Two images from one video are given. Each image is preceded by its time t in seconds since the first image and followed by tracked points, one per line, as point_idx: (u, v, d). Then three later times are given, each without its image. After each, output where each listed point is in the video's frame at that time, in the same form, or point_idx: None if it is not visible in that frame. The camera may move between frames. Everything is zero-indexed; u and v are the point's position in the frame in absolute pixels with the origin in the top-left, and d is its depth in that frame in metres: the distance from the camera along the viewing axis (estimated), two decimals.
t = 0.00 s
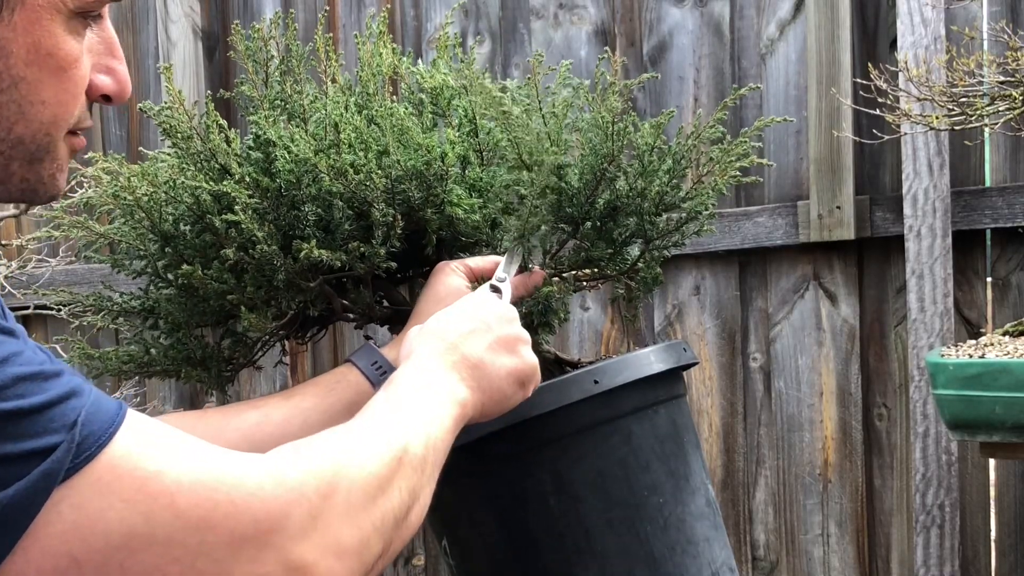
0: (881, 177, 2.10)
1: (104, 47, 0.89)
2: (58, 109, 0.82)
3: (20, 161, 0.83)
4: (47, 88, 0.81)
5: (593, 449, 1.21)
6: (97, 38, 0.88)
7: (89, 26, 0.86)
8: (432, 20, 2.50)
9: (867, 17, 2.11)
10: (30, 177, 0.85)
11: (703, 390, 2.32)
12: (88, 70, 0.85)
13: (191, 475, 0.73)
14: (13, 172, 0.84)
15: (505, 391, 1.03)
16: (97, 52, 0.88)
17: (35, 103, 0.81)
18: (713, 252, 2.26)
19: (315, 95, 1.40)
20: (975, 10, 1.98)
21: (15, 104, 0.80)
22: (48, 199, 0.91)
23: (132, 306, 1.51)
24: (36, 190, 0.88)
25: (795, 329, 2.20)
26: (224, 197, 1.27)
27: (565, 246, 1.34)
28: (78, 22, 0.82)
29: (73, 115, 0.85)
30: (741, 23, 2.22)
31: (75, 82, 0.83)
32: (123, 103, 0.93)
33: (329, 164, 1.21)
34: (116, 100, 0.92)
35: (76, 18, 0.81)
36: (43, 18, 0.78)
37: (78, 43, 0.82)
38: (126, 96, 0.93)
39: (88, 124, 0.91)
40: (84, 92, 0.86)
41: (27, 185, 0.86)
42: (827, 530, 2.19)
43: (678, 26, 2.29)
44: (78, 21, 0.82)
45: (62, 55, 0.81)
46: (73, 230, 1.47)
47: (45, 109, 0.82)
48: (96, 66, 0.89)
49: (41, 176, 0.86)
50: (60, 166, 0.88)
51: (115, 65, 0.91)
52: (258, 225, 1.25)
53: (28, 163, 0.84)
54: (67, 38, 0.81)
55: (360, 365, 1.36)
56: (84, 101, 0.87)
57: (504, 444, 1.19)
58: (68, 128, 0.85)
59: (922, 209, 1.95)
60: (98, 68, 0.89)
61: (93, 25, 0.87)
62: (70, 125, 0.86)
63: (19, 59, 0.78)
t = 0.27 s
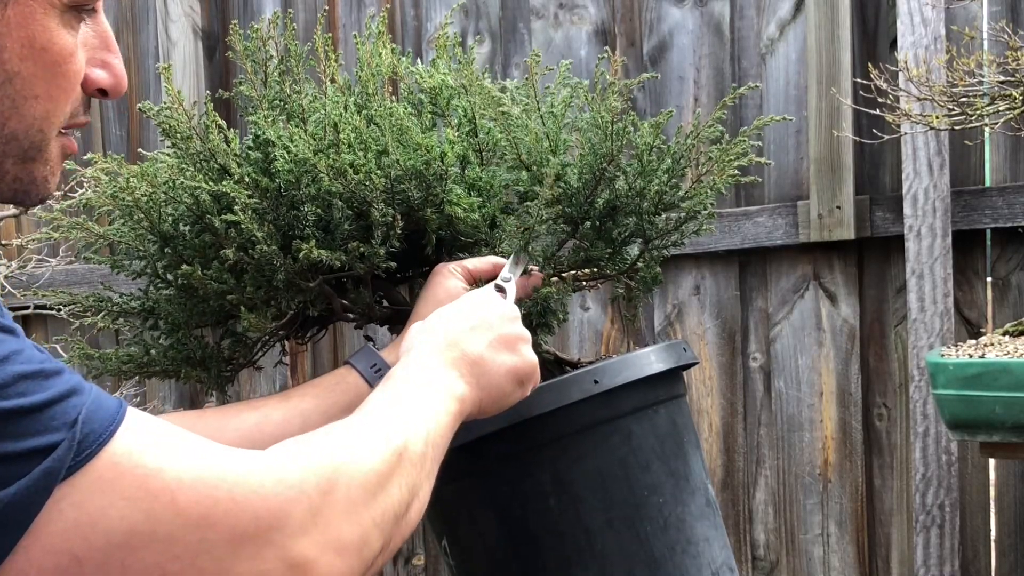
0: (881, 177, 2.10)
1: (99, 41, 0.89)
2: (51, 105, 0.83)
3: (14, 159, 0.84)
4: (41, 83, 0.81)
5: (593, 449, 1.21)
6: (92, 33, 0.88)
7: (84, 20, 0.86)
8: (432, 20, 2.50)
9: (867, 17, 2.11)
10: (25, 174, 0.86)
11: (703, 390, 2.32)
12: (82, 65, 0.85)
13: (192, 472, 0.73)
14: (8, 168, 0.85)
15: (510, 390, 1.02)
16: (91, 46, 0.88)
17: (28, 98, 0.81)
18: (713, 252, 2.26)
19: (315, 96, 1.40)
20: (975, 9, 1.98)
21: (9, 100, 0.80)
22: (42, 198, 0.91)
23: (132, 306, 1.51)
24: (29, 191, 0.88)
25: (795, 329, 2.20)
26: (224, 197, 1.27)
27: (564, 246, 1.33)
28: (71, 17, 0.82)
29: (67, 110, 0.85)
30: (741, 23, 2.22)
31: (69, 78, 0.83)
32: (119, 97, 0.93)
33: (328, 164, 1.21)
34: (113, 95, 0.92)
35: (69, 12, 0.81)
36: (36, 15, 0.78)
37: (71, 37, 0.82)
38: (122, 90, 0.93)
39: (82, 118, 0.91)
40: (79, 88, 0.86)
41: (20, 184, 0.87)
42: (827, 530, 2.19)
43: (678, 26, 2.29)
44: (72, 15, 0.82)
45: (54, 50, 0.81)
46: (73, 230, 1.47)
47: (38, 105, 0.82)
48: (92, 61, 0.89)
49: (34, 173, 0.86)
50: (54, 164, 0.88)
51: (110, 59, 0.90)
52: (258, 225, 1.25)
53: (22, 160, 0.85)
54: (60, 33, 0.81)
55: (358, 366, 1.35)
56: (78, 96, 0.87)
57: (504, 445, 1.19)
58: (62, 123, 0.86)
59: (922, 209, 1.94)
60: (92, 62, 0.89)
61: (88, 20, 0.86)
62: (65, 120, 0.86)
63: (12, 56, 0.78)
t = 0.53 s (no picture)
0: (881, 177, 2.10)
1: (94, 35, 0.89)
2: (47, 100, 0.83)
3: (11, 156, 0.84)
4: (36, 77, 0.81)
5: (593, 449, 1.21)
6: (86, 27, 0.88)
7: (78, 14, 0.86)
8: (432, 20, 2.50)
9: (867, 17, 2.11)
10: (23, 170, 0.86)
11: (703, 390, 2.32)
12: (78, 58, 0.85)
13: (189, 480, 0.73)
14: (5, 164, 0.85)
15: (507, 402, 1.02)
16: (87, 40, 0.88)
17: (24, 93, 0.81)
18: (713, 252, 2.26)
19: (315, 96, 1.40)
20: (975, 10, 1.98)
21: (4, 95, 0.80)
22: (41, 192, 0.91)
23: (132, 306, 1.51)
24: (28, 184, 0.88)
25: (795, 329, 2.20)
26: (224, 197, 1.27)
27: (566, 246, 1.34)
28: (64, 10, 0.82)
29: (63, 105, 0.85)
30: (741, 24, 2.22)
31: (64, 72, 0.83)
32: (116, 91, 0.93)
33: (328, 164, 1.20)
34: (110, 88, 0.92)
35: (62, 5, 0.81)
36: (29, 9, 0.78)
37: (65, 31, 0.82)
38: (119, 84, 0.93)
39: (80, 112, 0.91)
40: (74, 82, 0.86)
41: (18, 179, 0.87)
42: (827, 530, 2.19)
43: (678, 26, 2.29)
44: (65, 8, 0.82)
45: (48, 44, 0.80)
46: (73, 231, 1.47)
47: (34, 100, 0.82)
48: (88, 55, 0.89)
49: (32, 168, 0.86)
50: (51, 158, 0.88)
51: (107, 53, 0.91)
52: (258, 225, 1.25)
53: (19, 155, 0.85)
54: (54, 27, 0.80)
55: (358, 366, 1.35)
56: (74, 90, 0.87)
57: (503, 444, 1.19)
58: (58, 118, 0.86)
59: (922, 209, 1.95)
60: (89, 56, 0.89)
61: (82, 13, 0.86)
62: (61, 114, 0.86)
63: (5, 51, 0.78)
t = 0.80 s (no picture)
0: (881, 177, 2.10)
1: (96, 38, 0.89)
2: (48, 106, 0.83)
3: (12, 159, 0.86)
4: (37, 84, 0.81)
5: (593, 449, 1.21)
6: (88, 30, 0.88)
7: (80, 17, 0.87)
8: (432, 20, 2.50)
9: (867, 17, 2.11)
10: (24, 172, 0.88)
11: (703, 390, 2.32)
12: (80, 63, 0.86)
13: None
14: (7, 167, 0.87)
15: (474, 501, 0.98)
16: (90, 43, 0.89)
17: (25, 99, 0.81)
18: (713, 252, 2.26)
19: (316, 96, 1.41)
20: (975, 9, 1.98)
21: (4, 101, 0.80)
22: (42, 194, 0.94)
23: (133, 305, 1.51)
24: (29, 187, 0.91)
25: (795, 329, 2.20)
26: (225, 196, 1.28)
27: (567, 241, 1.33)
28: (67, 17, 0.82)
29: (65, 110, 0.86)
30: (741, 24, 2.22)
31: (65, 78, 0.84)
32: (118, 94, 0.94)
33: (328, 162, 1.21)
34: (112, 91, 0.92)
35: (64, 11, 0.81)
36: (31, 17, 0.78)
37: (67, 37, 0.82)
38: (121, 87, 0.94)
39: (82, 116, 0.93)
40: (77, 87, 0.86)
41: (20, 181, 0.90)
42: (827, 530, 2.19)
43: (678, 26, 2.29)
44: (67, 13, 0.82)
45: (51, 51, 0.80)
46: (73, 229, 1.47)
47: (34, 106, 0.82)
48: (90, 58, 0.89)
49: (33, 172, 0.89)
50: (52, 161, 0.90)
51: (109, 55, 0.91)
52: (259, 224, 1.25)
53: (21, 159, 0.87)
54: (55, 34, 0.80)
55: (357, 353, 1.37)
56: (76, 95, 0.88)
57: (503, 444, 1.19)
58: (60, 123, 0.87)
59: (922, 209, 1.94)
60: (91, 60, 0.89)
61: (84, 17, 0.87)
62: (63, 120, 0.87)
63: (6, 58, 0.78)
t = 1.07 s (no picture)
0: (881, 177, 2.10)
1: (89, 41, 0.89)
2: (35, 112, 0.83)
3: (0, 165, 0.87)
4: (22, 92, 0.81)
5: (593, 450, 1.21)
6: (81, 33, 0.87)
7: (72, 21, 0.86)
8: (432, 20, 2.50)
9: (867, 17, 2.11)
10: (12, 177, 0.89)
11: (703, 390, 2.32)
12: (68, 68, 0.86)
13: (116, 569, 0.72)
14: None
15: (443, 471, 1.01)
16: (82, 47, 0.88)
17: (10, 106, 0.82)
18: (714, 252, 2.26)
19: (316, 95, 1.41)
20: (975, 10, 1.98)
21: None
22: (34, 197, 0.94)
23: (132, 305, 1.51)
24: (20, 191, 0.92)
25: (795, 329, 2.20)
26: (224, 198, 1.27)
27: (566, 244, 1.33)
28: (54, 24, 0.81)
29: (53, 116, 0.86)
30: (742, 23, 2.22)
31: (51, 85, 0.84)
32: (111, 97, 0.93)
33: (329, 164, 1.21)
34: (105, 94, 0.92)
35: (51, 18, 0.81)
36: (14, 25, 0.78)
37: (54, 44, 0.82)
38: (115, 90, 0.93)
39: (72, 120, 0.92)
40: (65, 92, 0.86)
41: (11, 185, 0.91)
42: (827, 530, 2.19)
43: (678, 26, 2.28)
44: (55, 20, 0.81)
45: (36, 59, 0.81)
46: (73, 229, 1.47)
47: (20, 113, 0.83)
48: (82, 62, 0.89)
49: (21, 177, 0.89)
50: (43, 166, 0.90)
51: (102, 59, 0.90)
52: (259, 225, 1.25)
53: (8, 164, 0.87)
54: (42, 41, 0.81)
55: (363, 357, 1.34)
56: (65, 99, 0.87)
57: (504, 445, 1.19)
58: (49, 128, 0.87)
59: (922, 209, 1.94)
60: (83, 63, 0.89)
61: (76, 21, 0.86)
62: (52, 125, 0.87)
63: None
